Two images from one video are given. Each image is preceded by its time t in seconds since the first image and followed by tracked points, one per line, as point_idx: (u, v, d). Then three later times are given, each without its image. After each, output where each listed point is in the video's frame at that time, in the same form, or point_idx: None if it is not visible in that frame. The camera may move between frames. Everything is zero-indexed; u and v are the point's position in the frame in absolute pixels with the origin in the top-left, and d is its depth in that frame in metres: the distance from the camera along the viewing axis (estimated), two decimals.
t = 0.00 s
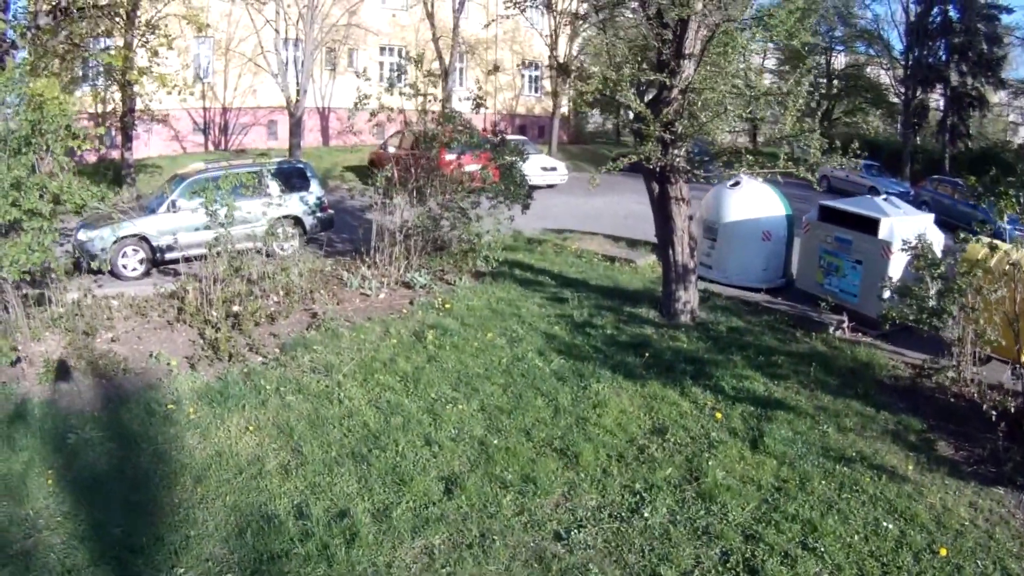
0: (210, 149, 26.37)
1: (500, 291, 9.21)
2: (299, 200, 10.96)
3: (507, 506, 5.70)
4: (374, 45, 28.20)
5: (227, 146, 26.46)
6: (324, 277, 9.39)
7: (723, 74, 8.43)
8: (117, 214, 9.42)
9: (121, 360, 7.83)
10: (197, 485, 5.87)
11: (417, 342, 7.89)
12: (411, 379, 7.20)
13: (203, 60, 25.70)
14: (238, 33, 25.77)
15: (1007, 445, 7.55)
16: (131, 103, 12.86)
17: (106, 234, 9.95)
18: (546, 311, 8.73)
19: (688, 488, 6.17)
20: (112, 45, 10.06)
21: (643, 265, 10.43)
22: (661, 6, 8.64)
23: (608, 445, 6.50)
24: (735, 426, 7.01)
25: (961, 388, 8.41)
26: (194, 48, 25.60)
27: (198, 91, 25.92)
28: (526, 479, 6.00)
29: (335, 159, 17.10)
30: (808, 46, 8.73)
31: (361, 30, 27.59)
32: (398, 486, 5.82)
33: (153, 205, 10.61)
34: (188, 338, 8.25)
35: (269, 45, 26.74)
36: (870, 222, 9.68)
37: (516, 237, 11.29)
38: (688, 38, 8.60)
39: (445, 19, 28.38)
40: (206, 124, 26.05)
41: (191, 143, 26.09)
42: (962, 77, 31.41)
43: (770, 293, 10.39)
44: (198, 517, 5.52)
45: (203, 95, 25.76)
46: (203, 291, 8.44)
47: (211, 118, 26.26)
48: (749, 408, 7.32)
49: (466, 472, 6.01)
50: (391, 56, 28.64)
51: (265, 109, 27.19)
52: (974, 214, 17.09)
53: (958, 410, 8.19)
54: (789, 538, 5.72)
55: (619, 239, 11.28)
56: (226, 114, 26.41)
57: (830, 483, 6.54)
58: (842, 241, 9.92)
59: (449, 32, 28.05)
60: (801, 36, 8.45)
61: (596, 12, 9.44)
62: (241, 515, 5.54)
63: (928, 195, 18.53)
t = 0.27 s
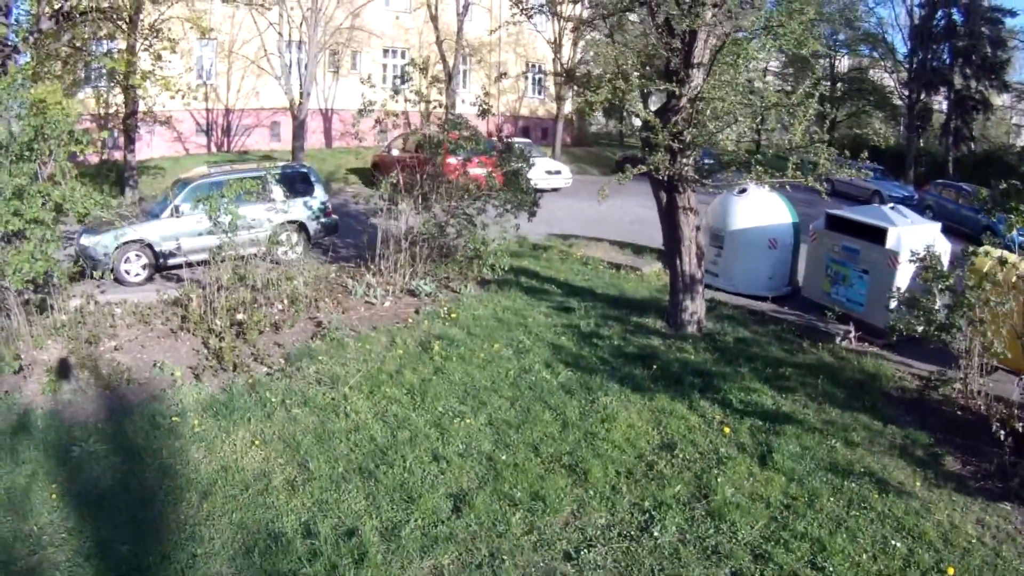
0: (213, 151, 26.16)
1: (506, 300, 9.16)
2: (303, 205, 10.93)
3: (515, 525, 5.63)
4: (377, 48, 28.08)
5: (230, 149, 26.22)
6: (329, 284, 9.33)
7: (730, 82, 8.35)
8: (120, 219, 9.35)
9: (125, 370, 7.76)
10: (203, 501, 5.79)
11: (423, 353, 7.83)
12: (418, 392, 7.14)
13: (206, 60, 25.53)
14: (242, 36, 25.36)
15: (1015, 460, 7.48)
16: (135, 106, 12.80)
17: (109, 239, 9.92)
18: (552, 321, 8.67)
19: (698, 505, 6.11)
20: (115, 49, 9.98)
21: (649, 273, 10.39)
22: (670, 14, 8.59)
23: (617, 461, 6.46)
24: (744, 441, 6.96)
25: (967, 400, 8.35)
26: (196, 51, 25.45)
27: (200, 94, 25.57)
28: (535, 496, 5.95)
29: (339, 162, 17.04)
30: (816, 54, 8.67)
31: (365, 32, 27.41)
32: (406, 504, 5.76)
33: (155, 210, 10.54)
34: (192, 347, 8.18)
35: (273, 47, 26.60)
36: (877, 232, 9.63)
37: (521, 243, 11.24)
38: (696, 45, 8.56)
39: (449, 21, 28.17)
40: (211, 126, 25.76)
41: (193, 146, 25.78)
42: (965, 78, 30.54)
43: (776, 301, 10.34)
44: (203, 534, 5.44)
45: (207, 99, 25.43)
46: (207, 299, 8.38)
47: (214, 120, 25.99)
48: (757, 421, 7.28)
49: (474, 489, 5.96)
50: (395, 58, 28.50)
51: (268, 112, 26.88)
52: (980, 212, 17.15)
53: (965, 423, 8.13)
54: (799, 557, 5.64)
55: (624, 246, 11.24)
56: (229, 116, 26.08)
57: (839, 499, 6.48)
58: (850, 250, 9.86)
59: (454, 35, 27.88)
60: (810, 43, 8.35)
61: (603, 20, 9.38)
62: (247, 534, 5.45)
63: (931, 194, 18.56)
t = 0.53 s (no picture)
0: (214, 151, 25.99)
1: (511, 308, 9.11)
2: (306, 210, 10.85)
3: (524, 544, 5.55)
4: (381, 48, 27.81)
5: (232, 148, 26.05)
6: (333, 290, 9.27)
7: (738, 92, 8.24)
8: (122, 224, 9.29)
9: (128, 378, 7.70)
10: (209, 518, 5.73)
11: (429, 364, 7.77)
12: (424, 406, 7.07)
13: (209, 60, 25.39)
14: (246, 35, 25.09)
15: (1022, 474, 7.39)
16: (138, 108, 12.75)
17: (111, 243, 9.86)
18: (558, 331, 8.62)
19: (707, 523, 6.03)
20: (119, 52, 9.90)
21: (654, 281, 10.35)
22: (678, 22, 8.50)
23: (625, 477, 6.41)
24: (751, 456, 6.92)
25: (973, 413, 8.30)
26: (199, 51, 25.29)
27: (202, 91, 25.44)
28: (543, 514, 5.89)
29: (343, 163, 16.98)
30: (825, 63, 8.59)
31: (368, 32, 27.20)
32: (414, 523, 5.70)
33: (157, 214, 10.47)
34: (196, 355, 8.11)
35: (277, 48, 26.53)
36: (884, 242, 9.59)
37: (526, 249, 11.19)
38: (706, 54, 8.44)
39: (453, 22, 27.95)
40: (212, 125, 25.63)
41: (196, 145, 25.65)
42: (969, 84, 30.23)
43: (781, 310, 10.30)
44: (209, 552, 5.37)
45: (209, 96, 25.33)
46: (210, 306, 8.31)
47: (217, 120, 25.85)
48: (765, 436, 7.24)
49: (482, 507, 5.91)
50: (399, 59, 28.26)
51: (270, 111, 26.68)
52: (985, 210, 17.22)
53: (971, 436, 8.06)
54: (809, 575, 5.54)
55: (629, 252, 11.19)
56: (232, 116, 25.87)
57: (848, 515, 6.39)
58: (856, 260, 9.82)
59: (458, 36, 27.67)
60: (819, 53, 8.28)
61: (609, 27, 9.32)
62: (253, 553, 5.36)
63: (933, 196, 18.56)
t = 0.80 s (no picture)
0: (216, 154, 25.83)
1: (516, 317, 9.07)
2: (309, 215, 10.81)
3: (532, 563, 5.50)
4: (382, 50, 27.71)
5: (234, 151, 25.90)
6: (337, 299, 9.23)
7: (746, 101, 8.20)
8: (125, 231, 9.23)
9: (131, 390, 7.65)
10: (215, 536, 5.67)
11: (434, 375, 7.72)
12: (430, 420, 7.02)
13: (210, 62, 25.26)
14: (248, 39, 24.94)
15: None
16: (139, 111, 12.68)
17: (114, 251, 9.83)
18: (563, 340, 8.58)
19: (714, 541, 5.98)
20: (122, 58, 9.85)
21: (660, 288, 10.31)
22: (685, 30, 8.44)
23: (632, 493, 6.37)
24: (759, 471, 6.88)
25: (980, 423, 8.26)
26: (199, 54, 25.13)
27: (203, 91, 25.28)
28: (551, 532, 5.83)
29: (345, 165, 16.92)
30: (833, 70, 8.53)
31: (371, 34, 27.04)
32: (422, 541, 5.64)
33: (159, 220, 10.42)
34: (199, 366, 8.07)
35: (278, 51, 26.45)
36: (890, 250, 9.55)
37: (530, 254, 11.14)
38: (713, 62, 8.39)
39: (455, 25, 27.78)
40: (213, 128, 25.43)
41: (198, 148, 25.47)
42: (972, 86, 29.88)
43: (787, 318, 10.26)
44: (215, 571, 5.31)
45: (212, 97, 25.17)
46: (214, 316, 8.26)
47: (219, 122, 25.70)
48: (773, 450, 7.20)
49: (490, 524, 5.86)
50: (401, 61, 28.17)
51: (273, 113, 26.59)
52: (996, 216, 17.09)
53: (977, 448, 8.02)
54: None
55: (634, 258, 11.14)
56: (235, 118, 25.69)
57: (855, 532, 6.35)
58: (862, 268, 9.78)
59: (461, 39, 27.52)
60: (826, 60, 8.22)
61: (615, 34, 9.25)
62: (260, 572, 5.31)
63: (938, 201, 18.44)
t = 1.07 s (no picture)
0: (217, 157, 25.49)
1: (522, 326, 9.02)
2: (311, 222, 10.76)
3: None
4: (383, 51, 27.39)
5: (235, 154, 25.53)
6: (341, 308, 9.17)
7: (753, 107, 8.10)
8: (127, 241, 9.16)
9: (135, 403, 7.60)
10: (223, 556, 5.61)
11: (440, 389, 7.66)
12: (438, 435, 6.97)
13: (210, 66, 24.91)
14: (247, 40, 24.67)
15: None
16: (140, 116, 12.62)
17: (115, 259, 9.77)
18: (569, 350, 8.53)
19: (726, 557, 5.89)
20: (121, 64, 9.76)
21: (665, 294, 10.26)
22: (692, 38, 8.38)
23: (642, 509, 6.31)
24: (768, 485, 6.83)
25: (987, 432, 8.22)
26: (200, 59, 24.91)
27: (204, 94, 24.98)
28: (562, 551, 5.77)
29: (346, 169, 16.83)
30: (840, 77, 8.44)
31: (371, 36, 26.76)
32: (432, 561, 5.57)
33: (160, 228, 10.32)
34: (203, 379, 8.00)
35: (278, 54, 26.17)
36: (896, 257, 9.51)
37: (534, 260, 11.10)
38: (719, 70, 8.33)
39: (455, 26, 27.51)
40: (214, 131, 25.08)
41: (198, 151, 25.03)
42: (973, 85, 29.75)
43: (792, 324, 10.23)
44: None
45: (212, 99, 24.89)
46: (217, 327, 8.19)
47: (219, 125, 25.37)
48: (782, 463, 7.16)
49: (500, 543, 5.80)
50: (402, 63, 27.88)
51: (274, 116, 26.33)
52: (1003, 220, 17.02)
53: (984, 458, 7.98)
54: None
55: (638, 264, 11.10)
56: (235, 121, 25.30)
57: (865, 546, 6.30)
58: (868, 274, 9.74)
59: (461, 40, 27.31)
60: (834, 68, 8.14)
61: (620, 41, 9.18)
62: None
63: (940, 206, 18.32)
